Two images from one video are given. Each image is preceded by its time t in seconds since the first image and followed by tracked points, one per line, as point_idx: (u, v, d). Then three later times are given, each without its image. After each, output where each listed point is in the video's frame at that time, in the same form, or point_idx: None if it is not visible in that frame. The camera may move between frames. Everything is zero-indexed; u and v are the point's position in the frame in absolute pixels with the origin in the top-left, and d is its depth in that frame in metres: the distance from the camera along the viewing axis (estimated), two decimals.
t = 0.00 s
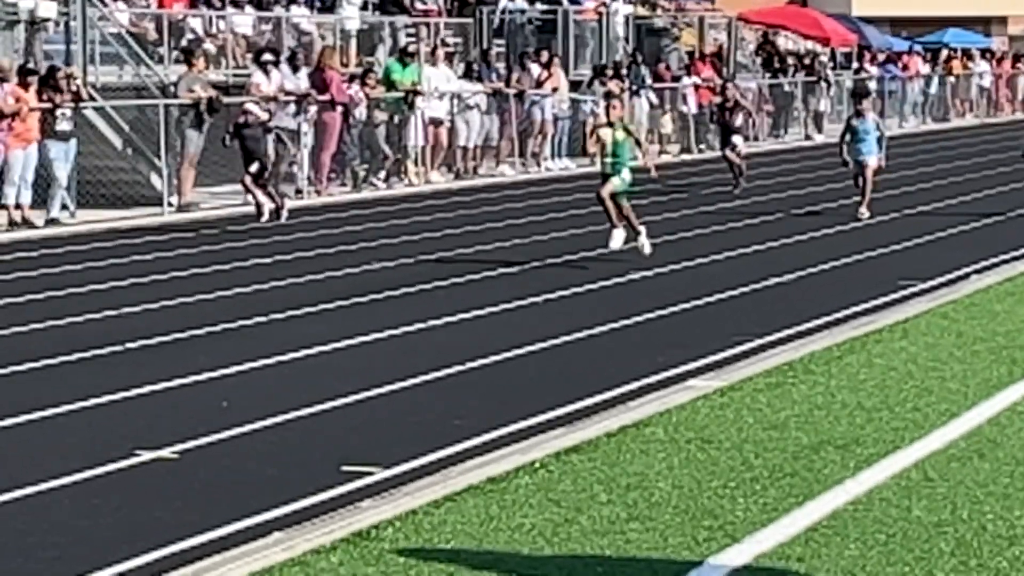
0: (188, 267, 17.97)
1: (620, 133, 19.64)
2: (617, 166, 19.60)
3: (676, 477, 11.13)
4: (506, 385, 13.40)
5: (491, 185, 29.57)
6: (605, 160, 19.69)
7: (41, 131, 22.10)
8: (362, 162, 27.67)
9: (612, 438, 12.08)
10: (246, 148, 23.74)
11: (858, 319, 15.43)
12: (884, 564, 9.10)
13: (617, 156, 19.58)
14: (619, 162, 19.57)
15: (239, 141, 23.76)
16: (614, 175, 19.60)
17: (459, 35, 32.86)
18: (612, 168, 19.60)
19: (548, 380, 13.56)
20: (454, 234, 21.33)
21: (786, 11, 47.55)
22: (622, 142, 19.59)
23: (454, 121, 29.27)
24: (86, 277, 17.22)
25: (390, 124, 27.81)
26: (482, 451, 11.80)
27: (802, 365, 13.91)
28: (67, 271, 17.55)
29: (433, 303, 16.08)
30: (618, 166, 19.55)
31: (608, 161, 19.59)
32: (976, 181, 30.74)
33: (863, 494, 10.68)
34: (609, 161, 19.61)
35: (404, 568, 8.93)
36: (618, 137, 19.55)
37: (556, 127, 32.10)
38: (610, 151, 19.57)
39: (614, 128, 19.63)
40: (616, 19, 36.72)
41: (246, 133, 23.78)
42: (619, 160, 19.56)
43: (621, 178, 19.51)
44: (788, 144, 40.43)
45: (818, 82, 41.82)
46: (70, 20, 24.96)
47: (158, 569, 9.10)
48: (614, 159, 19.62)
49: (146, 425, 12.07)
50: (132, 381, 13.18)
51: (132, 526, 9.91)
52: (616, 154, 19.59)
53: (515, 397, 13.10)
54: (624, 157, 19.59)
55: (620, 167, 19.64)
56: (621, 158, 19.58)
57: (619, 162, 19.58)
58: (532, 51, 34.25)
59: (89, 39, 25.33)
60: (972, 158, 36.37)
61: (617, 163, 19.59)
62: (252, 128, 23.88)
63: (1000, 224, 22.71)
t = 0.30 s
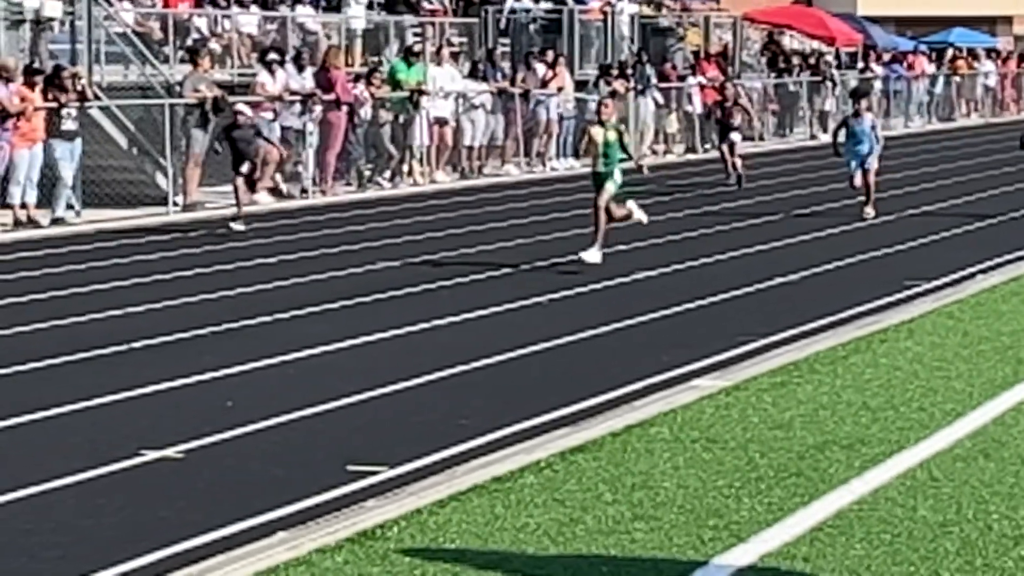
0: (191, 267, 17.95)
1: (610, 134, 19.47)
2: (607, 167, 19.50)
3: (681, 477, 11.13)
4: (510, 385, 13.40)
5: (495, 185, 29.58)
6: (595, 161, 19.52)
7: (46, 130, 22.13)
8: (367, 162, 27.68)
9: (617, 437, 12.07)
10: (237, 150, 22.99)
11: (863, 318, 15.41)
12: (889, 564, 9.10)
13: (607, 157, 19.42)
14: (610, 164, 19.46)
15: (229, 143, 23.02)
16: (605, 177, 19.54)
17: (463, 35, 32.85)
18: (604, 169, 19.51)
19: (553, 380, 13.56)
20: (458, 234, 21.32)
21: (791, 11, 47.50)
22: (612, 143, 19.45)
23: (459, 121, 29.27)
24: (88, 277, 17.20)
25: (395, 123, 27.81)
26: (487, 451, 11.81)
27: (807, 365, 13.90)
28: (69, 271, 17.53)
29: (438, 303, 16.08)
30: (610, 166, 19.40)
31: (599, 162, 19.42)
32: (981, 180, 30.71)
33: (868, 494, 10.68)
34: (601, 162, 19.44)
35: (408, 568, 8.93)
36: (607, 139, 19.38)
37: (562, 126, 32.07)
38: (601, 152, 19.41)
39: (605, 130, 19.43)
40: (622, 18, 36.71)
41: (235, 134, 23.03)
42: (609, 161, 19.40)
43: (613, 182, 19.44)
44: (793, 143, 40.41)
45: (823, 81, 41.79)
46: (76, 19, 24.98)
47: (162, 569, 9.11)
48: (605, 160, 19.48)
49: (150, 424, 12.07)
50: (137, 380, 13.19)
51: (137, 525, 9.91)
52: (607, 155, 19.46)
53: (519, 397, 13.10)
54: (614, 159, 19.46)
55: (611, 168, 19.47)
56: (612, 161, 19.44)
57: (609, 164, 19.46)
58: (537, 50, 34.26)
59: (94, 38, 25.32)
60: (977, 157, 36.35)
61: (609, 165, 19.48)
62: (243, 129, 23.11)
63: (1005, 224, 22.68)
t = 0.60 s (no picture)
0: (194, 267, 17.94)
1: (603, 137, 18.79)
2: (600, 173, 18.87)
3: (685, 477, 11.13)
4: (515, 385, 13.40)
5: (500, 184, 29.60)
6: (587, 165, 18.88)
7: (51, 130, 22.13)
8: (372, 161, 27.70)
9: (621, 437, 12.07)
10: (229, 150, 22.76)
11: (867, 318, 15.41)
12: (894, 564, 9.09)
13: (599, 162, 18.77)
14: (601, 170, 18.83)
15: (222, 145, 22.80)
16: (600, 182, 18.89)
17: (468, 35, 32.74)
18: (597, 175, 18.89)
19: (557, 380, 13.55)
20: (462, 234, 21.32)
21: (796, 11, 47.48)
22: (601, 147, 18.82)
23: (464, 120, 29.28)
24: (90, 276, 17.18)
25: (399, 123, 27.84)
26: (491, 450, 11.81)
27: (811, 365, 13.90)
28: (71, 271, 17.51)
29: (442, 303, 16.08)
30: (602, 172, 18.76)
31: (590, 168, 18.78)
32: (986, 180, 30.71)
33: (873, 494, 10.68)
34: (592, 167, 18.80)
35: (412, 568, 8.93)
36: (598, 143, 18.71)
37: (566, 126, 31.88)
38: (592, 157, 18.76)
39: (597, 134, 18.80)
40: (626, 18, 36.72)
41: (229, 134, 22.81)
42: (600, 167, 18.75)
43: (608, 188, 18.76)
44: (798, 143, 40.41)
45: (828, 81, 41.79)
46: (80, 19, 24.94)
47: (167, 569, 9.10)
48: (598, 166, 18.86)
49: (155, 424, 12.07)
50: (142, 379, 13.20)
51: (143, 525, 9.93)
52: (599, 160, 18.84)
53: (523, 397, 13.09)
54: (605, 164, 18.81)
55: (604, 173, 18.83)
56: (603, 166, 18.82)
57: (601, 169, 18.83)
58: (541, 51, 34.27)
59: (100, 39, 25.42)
60: (981, 158, 36.37)
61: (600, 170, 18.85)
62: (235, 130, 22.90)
63: (1009, 224, 22.68)
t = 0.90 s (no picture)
0: (197, 267, 17.93)
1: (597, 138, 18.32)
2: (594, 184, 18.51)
3: (689, 477, 11.13)
4: (519, 385, 13.40)
5: (503, 184, 29.60)
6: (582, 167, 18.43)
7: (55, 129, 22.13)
8: (375, 160, 27.73)
9: (625, 437, 12.07)
10: (222, 154, 22.01)
11: (871, 318, 15.40)
12: (898, 564, 9.09)
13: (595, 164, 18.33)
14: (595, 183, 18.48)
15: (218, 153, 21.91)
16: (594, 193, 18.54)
17: (472, 36, 32.75)
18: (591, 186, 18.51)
19: (560, 379, 13.55)
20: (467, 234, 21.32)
21: (799, 11, 47.49)
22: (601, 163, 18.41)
23: (467, 120, 29.28)
24: (94, 277, 17.16)
25: (402, 123, 27.83)
26: (495, 450, 11.81)
27: (816, 365, 13.90)
28: (74, 271, 17.51)
29: (445, 303, 16.07)
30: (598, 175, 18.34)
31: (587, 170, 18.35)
32: (990, 179, 30.71)
33: (877, 494, 10.68)
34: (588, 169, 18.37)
35: (416, 568, 8.93)
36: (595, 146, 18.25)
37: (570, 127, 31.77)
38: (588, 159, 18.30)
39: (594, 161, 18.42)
40: (629, 17, 36.72)
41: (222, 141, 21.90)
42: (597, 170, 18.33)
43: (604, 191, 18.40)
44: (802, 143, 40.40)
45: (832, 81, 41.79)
46: (84, 19, 24.95)
47: (170, 569, 9.10)
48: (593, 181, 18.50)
49: (160, 424, 12.08)
50: (146, 378, 13.20)
51: (148, 524, 9.93)
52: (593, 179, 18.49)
53: (526, 397, 13.10)
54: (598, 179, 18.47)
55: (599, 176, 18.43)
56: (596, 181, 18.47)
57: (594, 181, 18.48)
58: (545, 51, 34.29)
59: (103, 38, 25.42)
60: (985, 157, 36.36)
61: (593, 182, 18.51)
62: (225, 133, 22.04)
63: (1013, 224, 22.67)
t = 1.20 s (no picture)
0: (201, 267, 17.95)
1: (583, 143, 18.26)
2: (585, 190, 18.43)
3: (695, 477, 11.13)
4: (525, 385, 13.41)
5: (508, 185, 29.63)
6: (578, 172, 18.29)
7: (61, 129, 22.14)
8: (381, 162, 27.80)
9: (630, 437, 12.07)
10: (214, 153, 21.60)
11: (877, 318, 15.41)
12: (904, 564, 9.09)
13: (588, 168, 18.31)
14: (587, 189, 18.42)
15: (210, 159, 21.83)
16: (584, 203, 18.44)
17: (477, 36, 32.78)
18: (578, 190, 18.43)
19: (566, 379, 13.56)
20: (472, 234, 21.35)
21: (805, 11, 47.50)
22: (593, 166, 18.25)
23: (473, 120, 29.30)
24: (97, 277, 17.18)
25: (407, 123, 27.79)
26: (501, 450, 11.82)
27: (821, 365, 13.90)
28: (77, 271, 17.52)
29: (451, 303, 16.08)
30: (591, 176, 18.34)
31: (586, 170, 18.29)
32: (995, 180, 30.73)
33: (883, 493, 10.68)
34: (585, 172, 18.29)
35: (421, 568, 8.94)
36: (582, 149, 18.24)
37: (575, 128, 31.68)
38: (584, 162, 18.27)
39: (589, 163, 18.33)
40: (635, 18, 36.73)
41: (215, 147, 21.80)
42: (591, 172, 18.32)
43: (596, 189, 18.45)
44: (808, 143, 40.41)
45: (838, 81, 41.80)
46: (90, 19, 25.03)
47: (175, 570, 9.11)
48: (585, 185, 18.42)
49: (165, 424, 12.09)
50: (152, 379, 13.21)
51: (154, 525, 9.93)
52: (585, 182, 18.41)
53: (531, 397, 13.11)
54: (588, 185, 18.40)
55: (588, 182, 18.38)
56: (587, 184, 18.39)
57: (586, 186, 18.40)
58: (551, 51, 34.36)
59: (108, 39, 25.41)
60: (990, 157, 36.38)
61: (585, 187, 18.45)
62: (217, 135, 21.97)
63: (1018, 224, 22.67)
